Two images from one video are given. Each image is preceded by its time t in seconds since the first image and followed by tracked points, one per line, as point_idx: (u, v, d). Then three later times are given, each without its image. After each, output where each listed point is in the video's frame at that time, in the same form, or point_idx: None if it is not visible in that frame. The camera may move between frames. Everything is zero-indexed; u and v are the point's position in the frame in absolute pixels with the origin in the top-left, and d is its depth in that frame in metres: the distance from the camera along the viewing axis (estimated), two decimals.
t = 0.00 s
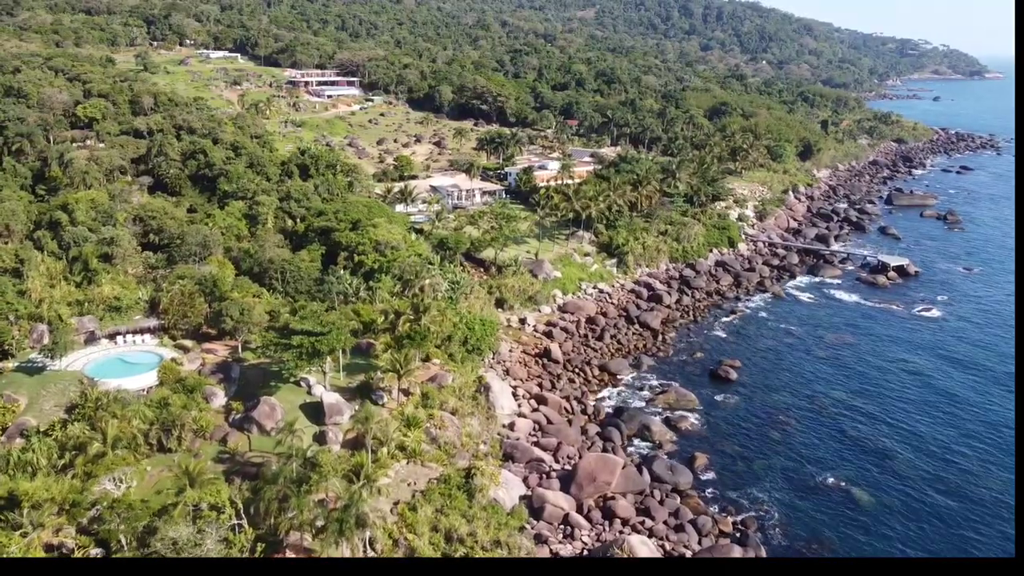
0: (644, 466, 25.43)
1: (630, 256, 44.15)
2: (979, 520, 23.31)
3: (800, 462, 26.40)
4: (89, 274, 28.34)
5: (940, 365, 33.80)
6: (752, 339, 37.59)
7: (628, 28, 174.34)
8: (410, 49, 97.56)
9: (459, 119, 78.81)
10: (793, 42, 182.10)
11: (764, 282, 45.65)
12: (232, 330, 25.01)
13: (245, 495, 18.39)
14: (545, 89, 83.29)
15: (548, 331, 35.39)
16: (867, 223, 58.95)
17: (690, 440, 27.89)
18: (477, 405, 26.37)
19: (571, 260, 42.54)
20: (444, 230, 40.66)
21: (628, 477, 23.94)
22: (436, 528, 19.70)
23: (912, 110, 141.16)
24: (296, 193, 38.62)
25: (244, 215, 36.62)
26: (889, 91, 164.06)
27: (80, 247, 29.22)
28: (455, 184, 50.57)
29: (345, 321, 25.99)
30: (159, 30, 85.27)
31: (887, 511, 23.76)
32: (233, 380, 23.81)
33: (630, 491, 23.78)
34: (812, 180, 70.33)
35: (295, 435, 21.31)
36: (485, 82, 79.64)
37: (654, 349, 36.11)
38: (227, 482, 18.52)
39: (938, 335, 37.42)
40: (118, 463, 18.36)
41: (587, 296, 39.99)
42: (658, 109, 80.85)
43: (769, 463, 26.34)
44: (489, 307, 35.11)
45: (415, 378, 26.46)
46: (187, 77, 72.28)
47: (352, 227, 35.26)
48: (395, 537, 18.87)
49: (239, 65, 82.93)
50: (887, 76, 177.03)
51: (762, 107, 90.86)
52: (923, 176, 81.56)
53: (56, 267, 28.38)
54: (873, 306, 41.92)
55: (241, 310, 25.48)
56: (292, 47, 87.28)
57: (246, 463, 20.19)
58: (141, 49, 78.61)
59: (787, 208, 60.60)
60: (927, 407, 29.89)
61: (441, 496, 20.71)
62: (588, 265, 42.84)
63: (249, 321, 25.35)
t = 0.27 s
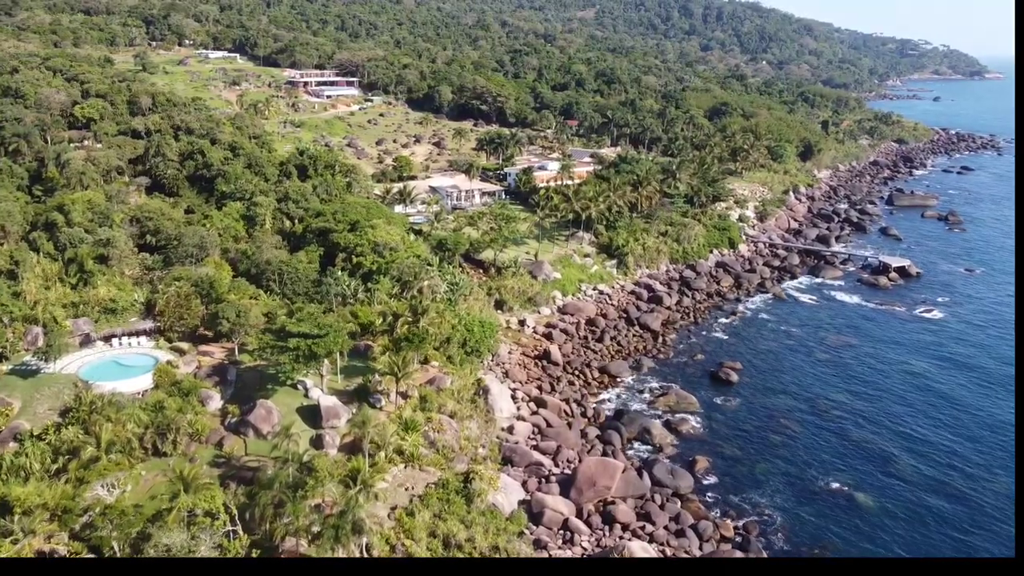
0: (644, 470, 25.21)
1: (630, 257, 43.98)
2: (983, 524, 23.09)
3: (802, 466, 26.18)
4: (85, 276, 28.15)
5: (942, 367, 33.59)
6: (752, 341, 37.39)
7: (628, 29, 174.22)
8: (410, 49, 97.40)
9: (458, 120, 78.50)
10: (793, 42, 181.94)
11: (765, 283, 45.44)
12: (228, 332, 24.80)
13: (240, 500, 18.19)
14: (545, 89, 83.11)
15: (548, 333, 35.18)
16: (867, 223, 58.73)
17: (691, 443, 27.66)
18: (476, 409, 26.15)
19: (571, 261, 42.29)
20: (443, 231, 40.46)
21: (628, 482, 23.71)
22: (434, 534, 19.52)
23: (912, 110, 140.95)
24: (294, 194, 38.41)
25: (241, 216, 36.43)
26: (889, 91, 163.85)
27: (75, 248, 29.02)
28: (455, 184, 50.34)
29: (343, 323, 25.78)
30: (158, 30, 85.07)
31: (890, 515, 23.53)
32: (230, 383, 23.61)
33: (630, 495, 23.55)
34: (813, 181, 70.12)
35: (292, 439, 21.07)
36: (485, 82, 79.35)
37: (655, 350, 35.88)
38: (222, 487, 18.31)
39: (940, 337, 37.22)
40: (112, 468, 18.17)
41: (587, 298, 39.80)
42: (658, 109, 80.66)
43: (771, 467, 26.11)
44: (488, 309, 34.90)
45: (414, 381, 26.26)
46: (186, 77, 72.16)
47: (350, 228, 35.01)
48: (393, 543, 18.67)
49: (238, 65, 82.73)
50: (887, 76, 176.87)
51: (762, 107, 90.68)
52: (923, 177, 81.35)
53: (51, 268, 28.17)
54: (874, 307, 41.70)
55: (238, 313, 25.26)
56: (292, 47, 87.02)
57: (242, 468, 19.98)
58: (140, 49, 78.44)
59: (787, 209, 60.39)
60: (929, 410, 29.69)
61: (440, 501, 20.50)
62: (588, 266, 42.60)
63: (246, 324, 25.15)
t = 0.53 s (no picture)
0: (647, 474, 24.96)
1: (632, 258, 43.76)
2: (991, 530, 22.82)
3: (806, 470, 25.91)
4: (84, 278, 28.01)
5: (947, 369, 33.28)
6: (755, 343, 37.12)
7: (630, 29, 173.93)
8: (412, 49, 97.21)
9: (460, 120, 78.20)
10: (795, 42, 181.50)
11: (768, 285, 45.16)
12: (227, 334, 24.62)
13: (239, 505, 17.98)
14: (547, 89, 82.88)
15: (550, 335, 34.94)
16: (871, 224, 58.40)
17: (694, 446, 27.41)
18: (478, 412, 25.92)
19: (573, 262, 42.02)
20: (445, 232, 40.24)
21: (631, 486, 23.46)
22: (435, 539, 19.33)
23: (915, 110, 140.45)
24: (295, 194, 38.21)
25: (242, 217, 36.25)
26: (892, 92, 163.31)
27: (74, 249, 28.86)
28: (456, 185, 50.13)
29: (343, 325, 25.56)
30: (159, 29, 84.97)
31: (896, 521, 23.25)
32: (229, 386, 23.41)
33: (633, 500, 23.30)
34: (816, 182, 69.78)
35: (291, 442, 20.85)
36: (487, 82, 79.07)
37: (658, 352, 35.62)
38: (220, 492, 18.11)
39: (945, 339, 36.93)
40: (109, 471, 17.99)
41: (590, 299, 39.57)
42: (661, 109, 80.39)
43: (775, 471, 25.85)
44: (490, 310, 34.68)
45: (415, 383, 26.04)
46: (187, 77, 72.03)
47: (351, 229, 34.80)
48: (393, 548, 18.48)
49: (239, 65, 82.58)
50: (889, 77, 176.40)
51: (765, 108, 90.35)
52: (927, 177, 80.95)
53: (50, 269, 28.01)
54: (878, 309, 41.40)
55: (237, 315, 25.07)
56: (293, 47, 86.85)
57: (241, 472, 19.77)
58: (142, 49, 78.31)
59: (790, 210, 60.08)
60: (934, 413, 29.41)
61: (440, 505, 20.29)
62: (591, 267, 42.34)
63: (245, 326, 24.95)
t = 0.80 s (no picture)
0: (669, 480, 24.48)
1: (655, 260, 43.23)
2: None
3: (832, 479, 25.24)
4: (106, 276, 28.19)
5: (979, 376, 32.30)
6: (779, 347, 36.40)
7: (653, 29, 172.70)
8: (434, 49, 97.24)
9: (482, 120, 77.91)
10: (822, 42, 178.98)
11: (793, 288, 44.37)
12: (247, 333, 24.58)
13: (256, 506, 17.85)
14: (569, 90, 82.42)
15: (570, 338, 34.57)
16: (899, 227, 57.19)
17: (717, 452, 26.87)
18: (497, 414, 25.62)
19: (595, 263, 41.57)
20: (466, 232, 40.03)
21: (652, 492, 23.00)
22: (452, 544, 19.06)
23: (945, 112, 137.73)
24: (316, 194, 38.20)
25: (264, 216, 36.33)
26: (920, 92, 160.32)
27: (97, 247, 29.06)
28: (478, 185, 49.91)
29: (362, 326, 25.41)
30: (185, 30, 85.84)
31: (925, 533, 22.54)
32: (248, 385, 23.34)
33: (654, 506, 22.84)
34: (842, 184, 68.56)
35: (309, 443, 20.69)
36: (509, 82, 78.75)
37: (680, 356, 35.08)
38: (238, 492, 18.01)
39: (975, 345, 35.93)
40: (127, 470, 17.98)
41: (611, 302, 39.13)
42: (684, 110, 79.57)
43: (799, 480, 25.23)
44: (510, 312, 34.38)
45: (434, 385, 25.81)
46: (212, 77, 72.63)
47: (372, 229, 34.69)
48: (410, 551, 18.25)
49: (263, 65, 83.14)
50: (918, 78, 173.27)
51: (790, 108, 89.05)
52: (956, 180, 79.20)
53: (73, 267, 28.23)
54: (907, 314, 40.43)
55: (257, 314, 25.03)
56: (316, 47, 87.26)
57: (259, 472, 19.65)
58: (168, 49, 79.14)
59: (816, 212, 59.06)
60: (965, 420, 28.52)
61: (459, 509, 20.03)
62: (613, 269, 41.87)
63: (265, 326, 24.90)
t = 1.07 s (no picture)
0: (693, 486, 23.98)
1: (680, 262, 42.65)
2: None
3: (860, 488, 24.51)
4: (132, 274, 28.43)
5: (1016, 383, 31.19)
6: (808, 352, 35.60)
7: (680, 28, 171.15)
8: (460, 48, 97.22)
9: (507, 120, 77.58)
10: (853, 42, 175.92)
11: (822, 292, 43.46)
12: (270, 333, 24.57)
13: (275, 507, 17.74)
14: (595, 90, 81.88)
15: (594, 340, 34.15)
16: (931, 231, 55.77)
17: (743, 459, 26.30)
18: (518, 417, 25.32)
19: (619, 265, 41.12)
20: (489, 233, 39.82)
21: (676, 499, 22.53)
22: (473, 548, 18.78)
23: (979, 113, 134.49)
24: (341, 193, 38.21)
25: (288, 215, 36.44)
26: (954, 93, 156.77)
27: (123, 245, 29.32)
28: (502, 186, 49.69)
29: (384, 326, 25.28)
30: (214, 30, 86.80)
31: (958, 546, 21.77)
32: (269, 385, 23.31)
33: (677, 513, 22.37)
34: (872, 186, 67.13)
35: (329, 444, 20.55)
36: (534, 82, 78.39)
37: (705, 360, 34.49)
38: (258, 492, 17.90)
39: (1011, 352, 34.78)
40: (149, 468, 18.01)
41: (636, 304, 38.63)
42: (711, 111, 78.62)
43: (827, 488, 24.55)
44: (533, 313, 34.07)
45: (455, 387, 25.59)
46: (240, 76, 73.30)
47: (395, 229, 34.60)
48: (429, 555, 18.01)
49: (290, 65, 83.77)
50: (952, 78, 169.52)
51: (819, 109, 87.54)
52: (991, 183, 77.12)
53: (99, 264, 28.51)
54: (940, 319, 39.34)
55: (280, 314, 25.01)
56: (342, 47, 87.71)
57: (280, 472, 19.56)
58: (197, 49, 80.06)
59: (845, 215, 57.87)
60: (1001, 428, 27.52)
61: (479, 513, 19.76)
62: (637, 271, 41.37)
63: (287, 325, 24.86)
